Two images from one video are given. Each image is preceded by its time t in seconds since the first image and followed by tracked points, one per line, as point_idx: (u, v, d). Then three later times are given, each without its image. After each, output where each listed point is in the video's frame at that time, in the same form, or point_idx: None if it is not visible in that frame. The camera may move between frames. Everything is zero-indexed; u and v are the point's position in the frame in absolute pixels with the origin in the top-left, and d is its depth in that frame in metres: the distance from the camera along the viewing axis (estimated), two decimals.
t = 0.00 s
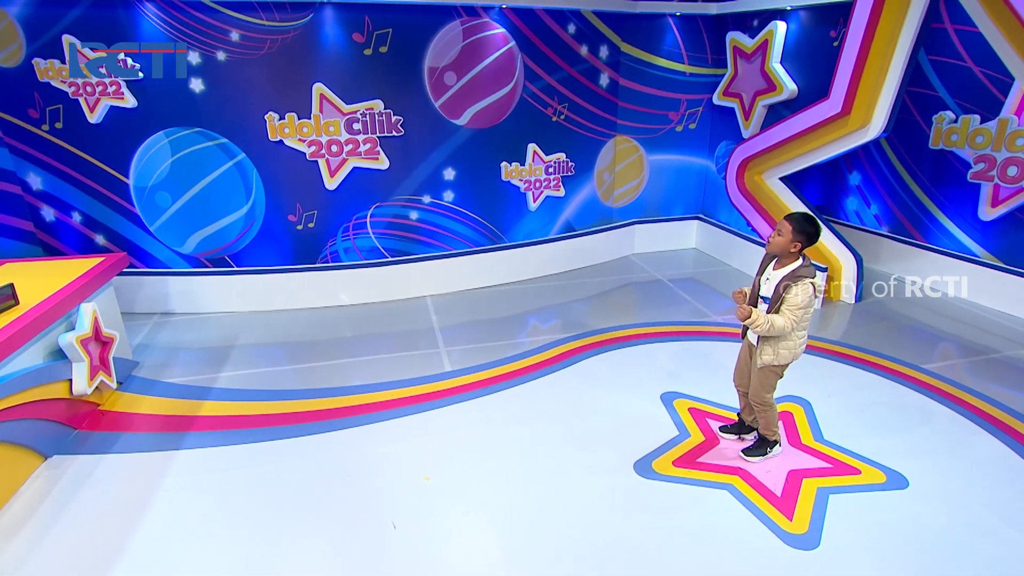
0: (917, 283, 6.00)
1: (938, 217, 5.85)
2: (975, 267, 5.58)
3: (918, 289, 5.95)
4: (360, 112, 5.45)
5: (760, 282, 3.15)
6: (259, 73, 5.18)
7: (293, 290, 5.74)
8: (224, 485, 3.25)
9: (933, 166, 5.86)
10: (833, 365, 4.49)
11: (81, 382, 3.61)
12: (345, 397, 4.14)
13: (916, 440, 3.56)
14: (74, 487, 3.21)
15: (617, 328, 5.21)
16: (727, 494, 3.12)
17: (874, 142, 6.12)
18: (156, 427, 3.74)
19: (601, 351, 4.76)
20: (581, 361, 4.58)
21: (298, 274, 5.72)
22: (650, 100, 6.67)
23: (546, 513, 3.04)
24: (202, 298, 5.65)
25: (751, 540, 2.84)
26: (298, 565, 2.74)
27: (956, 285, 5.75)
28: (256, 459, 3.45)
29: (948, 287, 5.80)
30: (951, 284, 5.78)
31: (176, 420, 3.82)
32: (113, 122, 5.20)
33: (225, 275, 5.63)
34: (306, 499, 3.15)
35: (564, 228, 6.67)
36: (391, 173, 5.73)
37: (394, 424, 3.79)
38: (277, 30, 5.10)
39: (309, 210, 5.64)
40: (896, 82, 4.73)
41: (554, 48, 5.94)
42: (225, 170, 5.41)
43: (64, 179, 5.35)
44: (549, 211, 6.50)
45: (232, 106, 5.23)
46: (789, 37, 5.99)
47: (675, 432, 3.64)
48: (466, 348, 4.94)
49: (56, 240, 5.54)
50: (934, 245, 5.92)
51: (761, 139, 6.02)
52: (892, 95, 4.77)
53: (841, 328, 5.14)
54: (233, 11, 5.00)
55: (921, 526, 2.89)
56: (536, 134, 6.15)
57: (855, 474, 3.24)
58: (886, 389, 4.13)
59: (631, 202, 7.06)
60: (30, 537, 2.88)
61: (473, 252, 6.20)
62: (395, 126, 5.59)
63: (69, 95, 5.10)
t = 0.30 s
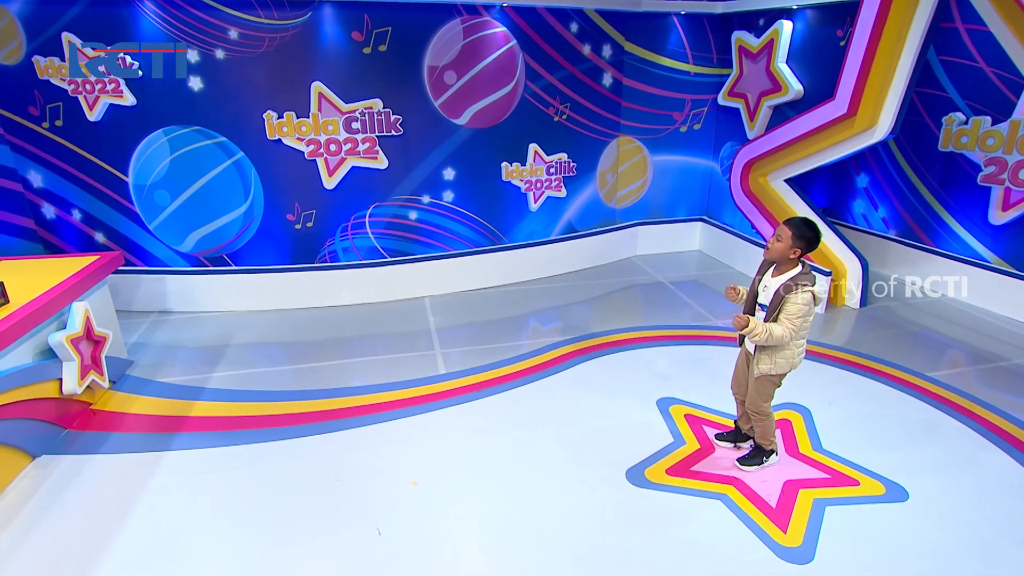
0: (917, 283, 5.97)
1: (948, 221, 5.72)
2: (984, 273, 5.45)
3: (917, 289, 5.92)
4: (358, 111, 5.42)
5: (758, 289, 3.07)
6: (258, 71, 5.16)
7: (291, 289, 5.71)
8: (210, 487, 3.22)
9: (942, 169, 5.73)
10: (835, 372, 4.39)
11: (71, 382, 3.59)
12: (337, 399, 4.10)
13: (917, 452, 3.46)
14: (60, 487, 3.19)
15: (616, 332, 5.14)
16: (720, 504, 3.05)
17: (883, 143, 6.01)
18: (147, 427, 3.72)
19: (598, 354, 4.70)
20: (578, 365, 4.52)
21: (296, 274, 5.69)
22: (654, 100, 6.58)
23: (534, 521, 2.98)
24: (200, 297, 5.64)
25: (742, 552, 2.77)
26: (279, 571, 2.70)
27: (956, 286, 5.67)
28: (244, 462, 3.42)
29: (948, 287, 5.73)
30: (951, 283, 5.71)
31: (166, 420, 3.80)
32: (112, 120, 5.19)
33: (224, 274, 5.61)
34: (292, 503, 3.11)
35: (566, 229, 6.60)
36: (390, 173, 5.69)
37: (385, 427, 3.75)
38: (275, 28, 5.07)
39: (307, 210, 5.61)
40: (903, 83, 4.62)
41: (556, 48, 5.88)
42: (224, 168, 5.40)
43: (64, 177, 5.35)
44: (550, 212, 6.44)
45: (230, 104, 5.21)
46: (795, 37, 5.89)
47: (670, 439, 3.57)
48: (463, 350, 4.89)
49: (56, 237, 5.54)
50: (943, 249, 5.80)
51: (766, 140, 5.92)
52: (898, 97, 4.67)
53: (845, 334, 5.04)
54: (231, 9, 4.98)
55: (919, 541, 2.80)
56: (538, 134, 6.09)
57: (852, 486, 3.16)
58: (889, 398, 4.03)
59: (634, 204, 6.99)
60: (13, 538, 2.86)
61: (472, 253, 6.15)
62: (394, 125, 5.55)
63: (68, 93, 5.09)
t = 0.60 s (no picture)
0: (917, 284, 5.92)
1: (961, 225, 5.59)
2: (996, 279, 5.32)
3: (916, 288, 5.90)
4: (360, 110, 5.39)
5: (757, 293, 2.99)
6: (260, 70, 5.15)
7: (292, 289, 5.70)
8: (200, 489, 3.20)
9: (955, 172, 5.60)
10: (840, 380, 4.29)
11: (66, 380, 3.57)
12: (332, 399, 4.08)
13: (921, 463, 3.37)
14: (51, 486, 3.18)
15: (617, 335, 5.07)
16: (715, 515, 2.98)
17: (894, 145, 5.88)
18: (141, 426, 3.71)
19: (598, 358, 4.63)
20: (577, 369, 4.46)
21: (297, 273, 5.67)
22: (660, 100, 6.49)
23: (524, 529, 2.93)
24: (201, 295, 5.64)
25: (736, 565, 2.69)
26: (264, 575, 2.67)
27: (956, 286, 5.63)
28: (236, 463, 3.39)
29: (948, 287, 5.69)
30: (951, 283, 5.66)
31: (160, 419, 3.79)
32: (116, 117, 5.20)
33: (225, 272, 5.61)
34: (281, 506, 3.08)
35: (570, 230, 6.54)
36: (392, 172, 5.66)
37: (379, 429, 3.72)
38: (278, 27, 5.05)
39: (309, 208, 5.59)
40: (914, 83, 4.51)
41: (561, 46, 5.81)
42: (226, 167, 5.39)
43: (70, 174, 5.37)
44: (554, 212, 6.38)
45: (233, 102, 5.20)
46: (804, 36, 5.78)
47: (666, 447, 3.50)
48: (462, 351, 4.84)
49: (61, 234, 5.57)
50: (955, 254, 5.66)
51: (773, 141, 5.81)
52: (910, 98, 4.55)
53: (852, 340, 4.93)
54: (234, 7, 4.98)
55: (919, 557, 2.72)
56: (542, 134, 6.03)
57: (853, 498, 3.07)
58: (895, 408, 3.93)
59: (640, 205, 6.91)
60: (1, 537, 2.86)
61: (475, 253, 6.10)
62: (396, 124, 5.52)
63: (73, 91, 5.11)
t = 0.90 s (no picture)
0: (917, 284, 5.93)
1: (977, 230, 5.44)
2: (1012, 286, 5.18)
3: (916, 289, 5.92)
4: (365, 108, 5.38)
5: (760, 299, 2.92)
6: (265, 68, 5.15)
7: (295, 287, 5.71)
8: (192, 488, 3.19)
9: (972, 175, 5.45)
10: (846, 388, 4.19)
11: (64, 375, 3.58)
12: (329, 399, 4.06)
13: (927, 477, 3.27)
14: (45, 482, 3.19)
15: (620, 338, 5.00)
16: (711, 526, 2.91)
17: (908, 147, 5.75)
18: (138, 423, 3.72)
19: (599, 361, 4.57)
20: (577, 372, 4.41)
21: (301, 271, 5.67)
22: (670, 100, 6.40)
23: (515, 535, 2.88)
24: (205, 292, 5.67)
25: None
26: None
27: (956, 285, 5.64)
28: (229, 463, 3.38)
29: (948, 287, 5.69)
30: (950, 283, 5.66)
31: (157, 417, 3.79)
32: (123, 115, 5.23)
33: (229, 269, 5.62)
34: (272, 507, 3.06)
35: (576, 231, 6.48)
36: (396, 171, 5.64)
37: (374, 431, 3.69)
38: (283, 25, 5.05)
39: (313, 207, 5.59)
40: (928, 84, 4.40)
41: (568, 45, 5.75)
42: (231, 164, 5.40)
43: (78, 171, 5.41)
44: (560, 213, 6.32)
45: (238, 100, 5.21)
46: (816, 35, 5.66)
47: (664, 454, 3.44)
48: (463, 352, 4.81)
49: (70, 230, 5.61)
50: (971, 260, 5.52)
51: (783, 143, 5.70)
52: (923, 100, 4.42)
53: (861, 346, 4.83)
54: (240, 5, 4.98)
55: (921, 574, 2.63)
56: (548, 133, 5.97)
57: (854, 511, 2.99)
58: (902, 418, 3.83)
59: (648, 206, 6.83)
60: None
61: (479, 253, 6.06)
62: (401, 123, 5.50)
63: (82, 88, 5.14)
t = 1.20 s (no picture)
0: (917, 284, 5.93)
1: (998, 236, 5.28)
2: None
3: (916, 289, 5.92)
4: (372, 106, 5.37)
5: (764, 307, 2.84)
6: (274, 65, 5.16)
7: (302, 284, 5.72)
8: (188, 484, 3.19)
9: (994, 179, 5.27)
10: (856, 397, 4.08)
11: (67, 370, 3.61)
12: (329, 397, 4.05)
13: (935, 491, 3.17)
14: (45, 475, 3.22)
15: (625, 340, 4.94)
16: (707, 536, 2.85)
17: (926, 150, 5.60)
18: (139, 418, 3.74)
19: (603, 364, 4.51)
20: (580, 375, 4.35)
21: (308, 268, 5.69)
22: (682, 100, 6.31)
23: (506, 540, 2.85)
24: (214, 288, 5.71)
25: None
26: None
27: (956, 285, 5.64)
28: (226, 460, 3.39)
29: (948, 287, 5.69)
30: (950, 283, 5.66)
31: (158, 412, 3.81)
32: (135, 111, 5.27)
33: (238, 265, 5.65)
34: (265, 506, 3.06)
35: (585, 232, 6.41)
36: (404, 169, 5.63)
37: (372, 431, 3.67)
38: (292, 22, 5.05)
39: (320, 204, 5.60)
40: (946, 86, 4.27)
41: (578, 44, 5.69)
42: (240, 161, 5.43)
43: (92, 166, 5.46)
44: (569, 213, 6.27)
45: (247, 97, 5.23)
46: (832, 35, 5.54)
47: (664, 461, 3.38)
48: (466, 352, 4.78)
49: (83, 225, 5.67)
50: (991, 266, 5.36)
51: (797, 144, 5.59)
52: (941, 101, 4.30)
53: (873, 353, 4.71)
54: (250, 3, 5.00)
55: None
56: (557, 133, 5.91)
57: (858, 525, 2.90)
58: (912, 429, 3.72)
59: (659, 207, 6.74)
60: None
61: (486, 253, 6.03)
62: (408, 121, 5.48)
63: (95, 85, 5.19)
